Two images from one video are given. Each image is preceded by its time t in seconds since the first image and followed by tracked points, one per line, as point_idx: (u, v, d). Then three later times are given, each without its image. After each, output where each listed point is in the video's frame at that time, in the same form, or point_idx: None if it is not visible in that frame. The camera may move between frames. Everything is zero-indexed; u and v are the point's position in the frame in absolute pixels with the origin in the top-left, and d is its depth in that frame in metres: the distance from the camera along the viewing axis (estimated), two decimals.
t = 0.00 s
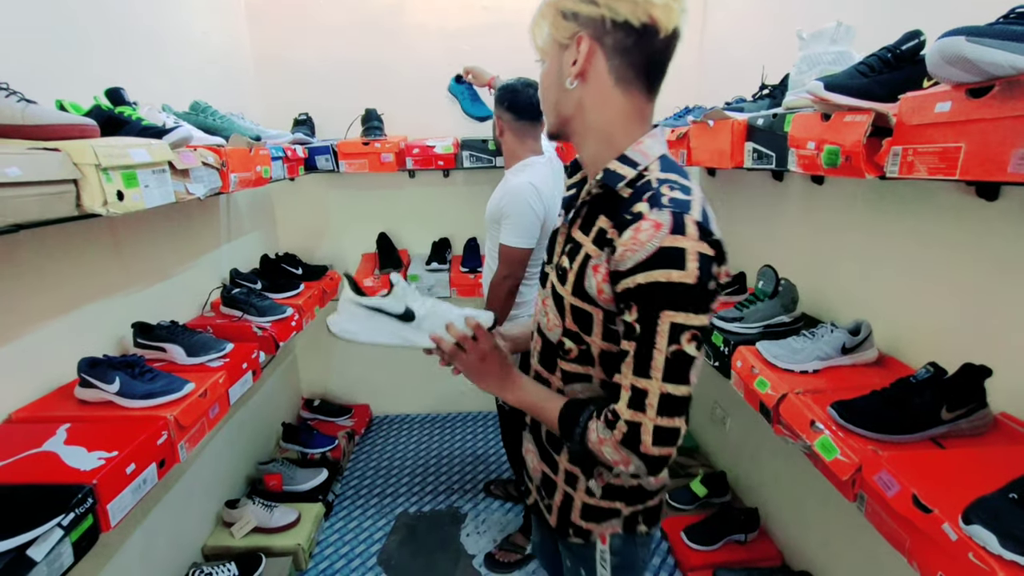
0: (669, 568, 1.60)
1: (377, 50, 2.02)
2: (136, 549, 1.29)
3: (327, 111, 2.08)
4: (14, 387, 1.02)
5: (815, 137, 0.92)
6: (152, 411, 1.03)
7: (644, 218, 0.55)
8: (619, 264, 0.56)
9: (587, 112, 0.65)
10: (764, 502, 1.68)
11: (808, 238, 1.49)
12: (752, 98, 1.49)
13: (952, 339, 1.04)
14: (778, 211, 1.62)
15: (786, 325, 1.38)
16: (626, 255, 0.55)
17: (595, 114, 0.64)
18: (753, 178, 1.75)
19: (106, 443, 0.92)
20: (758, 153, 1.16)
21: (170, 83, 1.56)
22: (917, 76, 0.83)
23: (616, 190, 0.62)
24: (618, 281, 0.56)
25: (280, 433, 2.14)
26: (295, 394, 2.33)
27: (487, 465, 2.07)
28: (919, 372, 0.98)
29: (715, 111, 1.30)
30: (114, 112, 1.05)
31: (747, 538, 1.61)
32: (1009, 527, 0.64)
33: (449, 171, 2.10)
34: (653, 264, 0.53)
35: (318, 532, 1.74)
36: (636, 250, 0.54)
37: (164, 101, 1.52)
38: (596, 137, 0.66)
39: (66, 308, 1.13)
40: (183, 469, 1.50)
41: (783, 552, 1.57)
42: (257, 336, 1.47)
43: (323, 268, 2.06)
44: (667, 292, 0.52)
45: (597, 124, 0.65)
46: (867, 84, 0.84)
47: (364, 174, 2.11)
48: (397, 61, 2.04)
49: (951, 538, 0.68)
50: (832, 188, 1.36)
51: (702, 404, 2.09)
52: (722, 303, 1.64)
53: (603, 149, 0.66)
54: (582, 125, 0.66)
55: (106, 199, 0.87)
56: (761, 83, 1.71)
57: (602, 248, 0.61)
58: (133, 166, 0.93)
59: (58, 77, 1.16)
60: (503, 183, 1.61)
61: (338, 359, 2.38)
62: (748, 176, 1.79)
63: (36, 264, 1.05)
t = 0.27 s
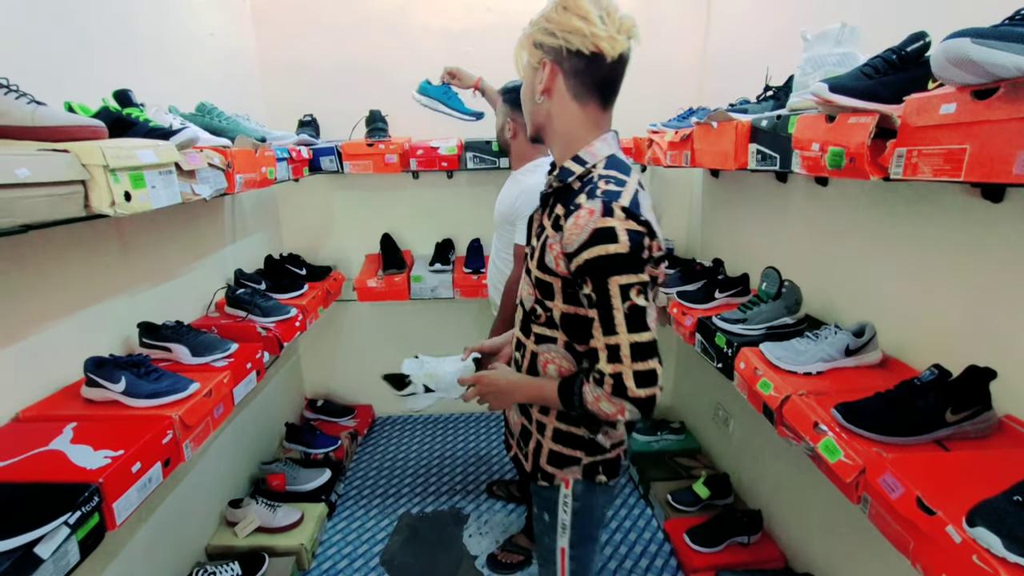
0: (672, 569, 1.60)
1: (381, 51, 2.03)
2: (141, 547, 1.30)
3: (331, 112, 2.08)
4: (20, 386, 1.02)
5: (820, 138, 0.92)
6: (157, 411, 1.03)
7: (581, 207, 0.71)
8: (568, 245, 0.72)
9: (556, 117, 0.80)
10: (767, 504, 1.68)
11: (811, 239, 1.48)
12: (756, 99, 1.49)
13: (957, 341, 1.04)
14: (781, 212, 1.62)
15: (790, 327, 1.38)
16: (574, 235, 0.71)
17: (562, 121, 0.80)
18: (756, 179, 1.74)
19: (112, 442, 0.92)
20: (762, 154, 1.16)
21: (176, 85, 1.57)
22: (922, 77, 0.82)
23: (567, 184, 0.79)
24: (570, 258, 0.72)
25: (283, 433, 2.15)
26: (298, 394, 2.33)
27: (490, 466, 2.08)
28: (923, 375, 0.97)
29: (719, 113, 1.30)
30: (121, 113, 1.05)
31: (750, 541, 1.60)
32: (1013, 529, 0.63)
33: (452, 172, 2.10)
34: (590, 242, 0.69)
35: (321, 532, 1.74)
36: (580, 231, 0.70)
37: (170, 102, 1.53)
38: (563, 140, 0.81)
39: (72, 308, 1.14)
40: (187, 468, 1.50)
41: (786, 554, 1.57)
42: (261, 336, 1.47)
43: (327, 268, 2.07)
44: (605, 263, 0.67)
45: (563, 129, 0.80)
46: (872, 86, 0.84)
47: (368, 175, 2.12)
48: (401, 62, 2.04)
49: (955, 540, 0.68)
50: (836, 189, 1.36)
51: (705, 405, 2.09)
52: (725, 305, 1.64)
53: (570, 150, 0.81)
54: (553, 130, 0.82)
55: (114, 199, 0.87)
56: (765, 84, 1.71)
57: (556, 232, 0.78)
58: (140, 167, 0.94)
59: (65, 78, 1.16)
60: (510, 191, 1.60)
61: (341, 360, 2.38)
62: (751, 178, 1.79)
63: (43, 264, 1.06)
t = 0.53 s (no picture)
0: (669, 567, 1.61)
1: (379, 50, 2.03)
2: (138, 547, 1.29)
3: (329, 111, 2.08)
4: (17, 385, 1.02)
5: (816, 136, 0.92)
6: (154, 410, 1.03)
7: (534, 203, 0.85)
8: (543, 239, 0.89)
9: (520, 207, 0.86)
10: (764, 501, 1.68)
11: (808, 238, 1.49)
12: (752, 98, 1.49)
13: (952, 339, 1.05)
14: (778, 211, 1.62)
15: (786, 326, 1.37)
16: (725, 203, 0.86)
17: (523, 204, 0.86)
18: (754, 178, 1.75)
19: (109, 441, 0.92)
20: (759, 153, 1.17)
21: (173, 83, 1.56)
22: (918, 76, 0.83)
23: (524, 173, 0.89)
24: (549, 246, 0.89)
25: (281, 433, 2.15)
26: (296, 393, 2.33)
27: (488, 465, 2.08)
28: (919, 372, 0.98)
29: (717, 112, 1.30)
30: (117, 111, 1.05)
31: (747, 538, 1.61)
32: (1007, 525, 0.64)
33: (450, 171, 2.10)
34: (734, 211, 0.83)
35: (319, 531, 1.74)
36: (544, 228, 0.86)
37: (168, 101, 1.53)
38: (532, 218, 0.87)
39: (69, 307, 1.14)
40: (185, 467, 1.50)
41: (783, 552, 1.58)
42: (259, 335, 1.47)
43: (324, 267, 2.06)
44: (748, 234, 0.83)
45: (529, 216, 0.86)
46: (869, 85, 0.84)
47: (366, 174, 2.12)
48: (399, 61, 2.04)
49: (949, 536, 0.68)
50: (833, 188, 1.36)
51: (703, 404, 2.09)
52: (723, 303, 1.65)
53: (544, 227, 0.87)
54: (522, 217, 0.87)
55: (111, 198, 0.87)
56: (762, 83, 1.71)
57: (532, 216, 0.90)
58: (137, 166, 0.93)
59: (62, 76, 1.16)
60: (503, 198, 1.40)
61: (339, 359, 2.38)
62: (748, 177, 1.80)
63: (40, 262, 1.06)
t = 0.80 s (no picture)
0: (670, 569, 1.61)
1: (379, 54, 2.04)
2: (139, 550, 1.29)
3: (329, 114, 2.09)
4: (19, 388, 1.03)
5: (814, 138, 0.93)
6: (156, 412, 1.03)
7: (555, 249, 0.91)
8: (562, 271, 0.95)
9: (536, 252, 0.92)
10: (765, 503, 1.68)
11: (807, 240, 1.49)
12: (752, 100, 1.50)
13: (951, 340, 1.05)
14: (777, 213, 1.63)
15: (786, 327, 1.37)
16: (700, 207, 0.93)
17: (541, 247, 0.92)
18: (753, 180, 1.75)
19: (111, 443, 0.93)
20: (758, 155, 1.17)
21: (174, 87, 1.57)
22: (914, 79, 0.84)
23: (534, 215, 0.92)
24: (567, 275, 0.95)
25: (281, 435, 2.15)
26: (296, 396, 2.33)
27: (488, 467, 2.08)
28: (918, 374, 0.98)
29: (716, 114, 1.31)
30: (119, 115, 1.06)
31: (748, 540, 1.61)
32: (1006, 526, 0.64)
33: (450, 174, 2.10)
34: (711, 214, 0.91)
35: (320, 533, 1.74)
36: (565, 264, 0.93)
37: (169, 104, 1.54)
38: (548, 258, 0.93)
39: (71, 310, 1.14)
40: (186, 470, 1.50)
41: (784, 554, 1.58)
42: (259, 337, 1.48)
43: (325, 270, 2.07)
44: (726, 233, 0.90)
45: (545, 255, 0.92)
46: (865, 88, 0.85)
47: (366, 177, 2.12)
48: (399, 64, 2.05)
49: (948, 537, 0.68)
50: (832, 190, 1.37)
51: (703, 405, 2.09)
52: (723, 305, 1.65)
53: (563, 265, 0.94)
54: (539, 259, 0.93)
55: (113, 201, 0.88)
56: (761, 86, 1.72)
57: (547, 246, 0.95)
58: (139, 169, 0.94)
59: (64, 80, 1.17)
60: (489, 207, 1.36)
61: (340, 361, 2.39)
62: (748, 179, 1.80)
63: (42, 266, 1.06)
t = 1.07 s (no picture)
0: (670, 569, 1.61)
1: (379, 55, 2.04)
2: (140, 552, 1.29)
3: (329, 116, 2.09)
4: (20, 391, 1.03)
5: (813, 139, 0.93)
6: (158, 414, 1.04)
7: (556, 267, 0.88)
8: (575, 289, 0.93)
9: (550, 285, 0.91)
10: (766, 504, 1.68)
11: (807, 240, 1.50)
12: (751, 101, 1.50)
13: (951, 340, 1.05)
14: (777, 213, 1.63)
15: (786, 328, 1.39)
16: (679, 201, 1.00)
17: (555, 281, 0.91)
18: (753, 181, 1.75)
19: (113, 445, 0.93)
20: (757, 156, 1.17)
21: (175, 90, 1.58)
22: (913, 79, 0.84)
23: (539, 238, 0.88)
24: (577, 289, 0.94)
25: (282, 437, 2.15)
26: (297, 398, 2.33)
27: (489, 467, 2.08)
28: (919, 374, 0.98)
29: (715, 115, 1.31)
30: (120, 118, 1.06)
31: (749, 541, 1.61)
32: (1005, 526, 0.64)
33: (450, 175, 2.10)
34: (689, 207, 0.99)
35: (321, 535, 1.75)
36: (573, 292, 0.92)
37: (169, 107, 1.54)
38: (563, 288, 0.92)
39: (71, 312, 1.14)
40: (187, 472, 1.50)
41: (785, 554, 1.57)
42: (260, 339, 1.48)
43: (325, 271, 2.07)
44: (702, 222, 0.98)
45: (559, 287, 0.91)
46: (863, 89, 0.85)
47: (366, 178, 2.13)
48: (399, 66, 2.05)
49: (949, 536, 0.68)
50: (831, 190, 1.37)
51: (705, 405, 2.09)
52: (723, 306, 1.65)
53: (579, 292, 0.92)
54: (554, 291, 0.91)
55: (114, 204, 0.88)
56: (760, 86, 1.72)
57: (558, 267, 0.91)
58: (140, 172, 0.94)
59: (65, 83, 1.17)
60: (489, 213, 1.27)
61: (340, 363, 2.39)
62: (748, 179, 1.80)
63: (43, 269, 1.06)
